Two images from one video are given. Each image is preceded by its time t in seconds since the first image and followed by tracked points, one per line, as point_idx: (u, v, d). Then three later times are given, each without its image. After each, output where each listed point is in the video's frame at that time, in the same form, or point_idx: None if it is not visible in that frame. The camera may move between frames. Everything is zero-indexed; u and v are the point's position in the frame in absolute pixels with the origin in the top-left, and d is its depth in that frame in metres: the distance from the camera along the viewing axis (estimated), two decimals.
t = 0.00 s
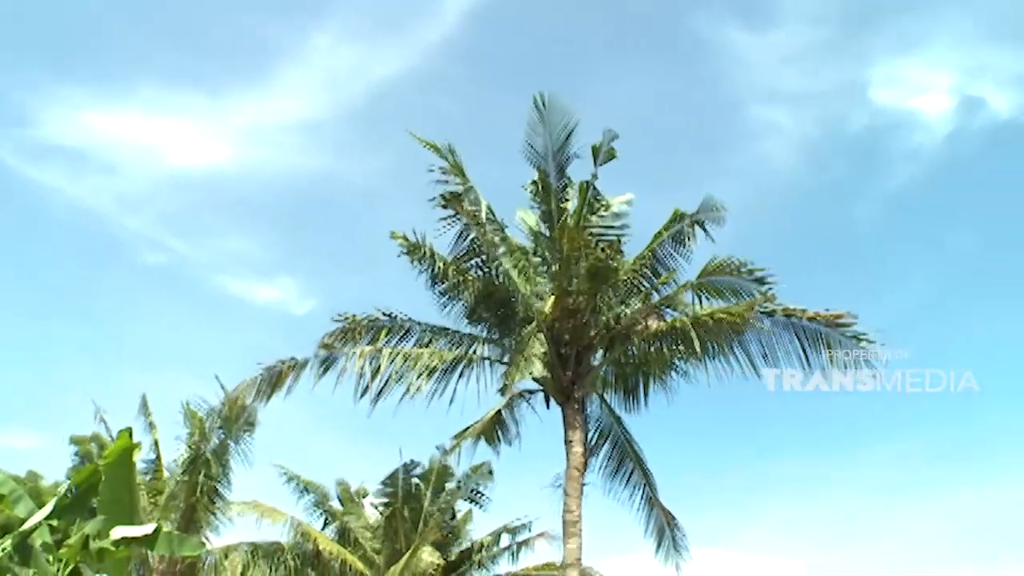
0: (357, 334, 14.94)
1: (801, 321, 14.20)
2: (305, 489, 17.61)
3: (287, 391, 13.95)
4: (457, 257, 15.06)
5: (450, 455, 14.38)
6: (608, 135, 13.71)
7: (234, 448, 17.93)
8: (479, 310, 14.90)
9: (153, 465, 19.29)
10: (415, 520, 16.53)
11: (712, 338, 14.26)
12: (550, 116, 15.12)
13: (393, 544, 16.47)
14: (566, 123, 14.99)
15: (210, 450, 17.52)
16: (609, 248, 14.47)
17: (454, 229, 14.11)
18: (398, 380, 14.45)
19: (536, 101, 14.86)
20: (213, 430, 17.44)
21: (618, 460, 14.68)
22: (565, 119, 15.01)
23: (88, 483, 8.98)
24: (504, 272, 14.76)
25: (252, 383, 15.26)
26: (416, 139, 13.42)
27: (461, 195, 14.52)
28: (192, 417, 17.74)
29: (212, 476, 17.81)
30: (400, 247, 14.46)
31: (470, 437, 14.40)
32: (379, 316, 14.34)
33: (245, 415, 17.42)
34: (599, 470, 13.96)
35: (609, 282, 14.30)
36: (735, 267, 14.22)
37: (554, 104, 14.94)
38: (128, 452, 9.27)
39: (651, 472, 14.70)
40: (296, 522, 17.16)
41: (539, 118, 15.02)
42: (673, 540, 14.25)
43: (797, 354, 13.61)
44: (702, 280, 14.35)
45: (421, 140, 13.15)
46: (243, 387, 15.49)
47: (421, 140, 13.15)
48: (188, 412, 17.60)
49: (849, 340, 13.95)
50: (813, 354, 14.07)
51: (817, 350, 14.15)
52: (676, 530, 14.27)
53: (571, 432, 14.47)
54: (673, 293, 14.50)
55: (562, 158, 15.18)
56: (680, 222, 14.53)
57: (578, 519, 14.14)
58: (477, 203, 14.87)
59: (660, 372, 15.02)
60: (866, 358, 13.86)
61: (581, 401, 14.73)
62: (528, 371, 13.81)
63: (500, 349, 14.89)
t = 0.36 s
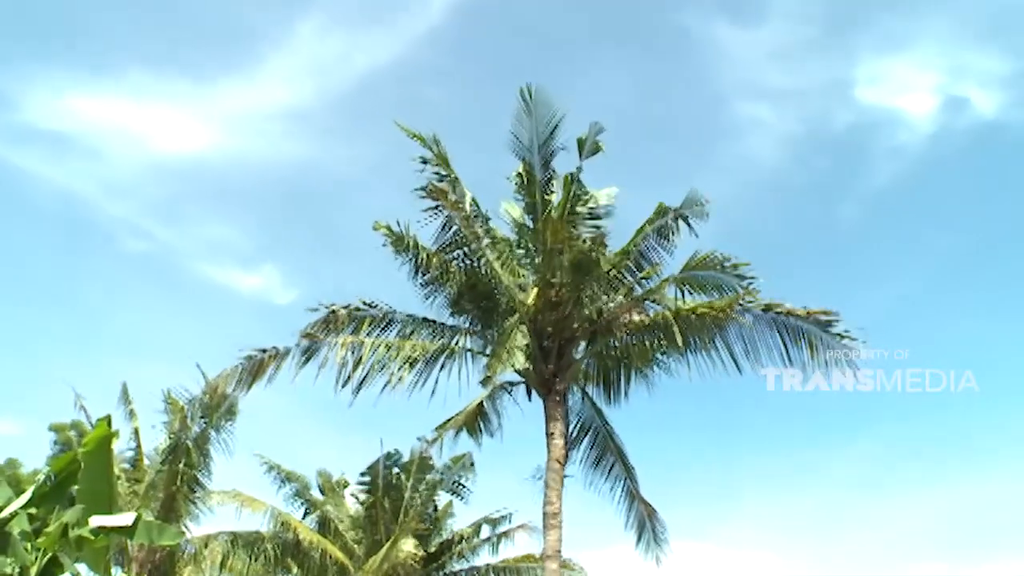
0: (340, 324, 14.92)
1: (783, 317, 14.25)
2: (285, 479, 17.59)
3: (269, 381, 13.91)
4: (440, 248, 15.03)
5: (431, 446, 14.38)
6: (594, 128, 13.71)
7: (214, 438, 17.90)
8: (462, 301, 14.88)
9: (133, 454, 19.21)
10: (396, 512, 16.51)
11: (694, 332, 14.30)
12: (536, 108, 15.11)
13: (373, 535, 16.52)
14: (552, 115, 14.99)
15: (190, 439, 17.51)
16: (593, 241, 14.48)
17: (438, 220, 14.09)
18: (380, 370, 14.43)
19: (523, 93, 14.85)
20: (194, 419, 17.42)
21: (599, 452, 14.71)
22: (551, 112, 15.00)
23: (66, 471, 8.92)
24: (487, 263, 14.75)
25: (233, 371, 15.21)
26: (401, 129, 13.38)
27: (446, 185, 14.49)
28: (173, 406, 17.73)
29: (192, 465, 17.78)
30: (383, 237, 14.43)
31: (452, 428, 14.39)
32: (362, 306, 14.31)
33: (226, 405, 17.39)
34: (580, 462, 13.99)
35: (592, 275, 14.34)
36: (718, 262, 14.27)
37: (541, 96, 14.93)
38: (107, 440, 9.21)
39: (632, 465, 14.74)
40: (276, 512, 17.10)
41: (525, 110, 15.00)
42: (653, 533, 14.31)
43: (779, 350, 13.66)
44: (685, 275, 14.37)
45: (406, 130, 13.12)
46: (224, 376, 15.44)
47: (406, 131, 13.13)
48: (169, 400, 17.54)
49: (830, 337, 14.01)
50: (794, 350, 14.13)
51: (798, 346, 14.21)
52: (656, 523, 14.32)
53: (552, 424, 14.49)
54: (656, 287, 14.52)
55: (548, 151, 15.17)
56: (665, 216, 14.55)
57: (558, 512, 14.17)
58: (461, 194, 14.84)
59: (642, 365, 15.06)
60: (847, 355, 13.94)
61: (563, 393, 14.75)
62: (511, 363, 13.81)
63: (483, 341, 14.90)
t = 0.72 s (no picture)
0: (325, 312, 14.92)
1: (767, 310, 14.31)
2: (268, 466, 17.56)
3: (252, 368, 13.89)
4: (426, 237, 15.02)
5: (415, 435, 14.39)
6: (581, 119, 13.71)
7: (197, 424, 17.85)
8: (447, 290, 14.88)
9: (116, 441, 19.13)
10: (378, 500, 16.51)
11: (678, 324, 14.34)
12: (523, 98, 15.09)
13: (355, 523, 16.54)
14: (540, 105, 14.98)
15: (173, 426, 17.45)
16: (579, 232, 14.54)
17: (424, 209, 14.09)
18: (364, 358, 14.43)
19: (511, 82, 14.83)
20: (176, 406, 17.36)
21: (582, 442, 14.74)
22: (539, 102, 14.99)
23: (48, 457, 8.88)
24: (472, 253, 14.76)
25: (217, 358, 15.18)
26: (388, 117, 13.35)
27: (432, 174, 14.47)
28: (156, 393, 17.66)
29: (175, 452, 17.72)
30: (368, 224, 14.42)
31: (436, 417, 14.40)
32: (347, 294, 14.30)
33: (210, 392, 17.33)
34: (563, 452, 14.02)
35: (577, 265, 14.37)
36: (704, 254, 14.33)
37: (529, 86, 14.91)
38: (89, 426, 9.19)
39: (615, 455, 14.78)
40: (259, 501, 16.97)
41: (512, 99, 14.98)
42: (636, 524, 14.36)
43: (762, 343, 13.72)
44: (670, 266, 14.42)
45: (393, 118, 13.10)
46: (208, 363, 15.40)
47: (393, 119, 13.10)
48: (152, 387, 17.47)
49: (813, 330, 14.09)
50: (778, 344, 14.19)
51: (782, 339, 14.28)
52: (639, 513, 14.38)
53: (536, 414, 14.51)
54: (641, 278, 14.56)
55: (534, 141, 15.16)
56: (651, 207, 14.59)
57: (541, 501, 14.21)
58: (447, 183, 14.82)
59: (626, 357, 15.09)
60: (830, 349, 14.01)
61: (547, 383, 14.77)
62: (495, 352, 13.83)
63: (467, 330, 14.91)
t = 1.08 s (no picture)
0: (311, 297, 14.90)
1: (753, 299, 14.35)
2: (253, 451, 17.54)
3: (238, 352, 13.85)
4: (412, 222, 15.00)
5: (400, 420, 14.39)
6: (569, 106, 13.68)
7: (182, 408, 17.80)
8: (433, 276, 14.88)
9: (99, 424, 19.06)
10: (363, 485, 16.53)
11: (664, 312, 14.36)
12: (512, 84, 15.06)
13: (340, 508, 16.54)
14: (528, 91, 14.95)
15: (157, 410, 17.40)
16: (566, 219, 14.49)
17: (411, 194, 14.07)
18: (350, 343, 14.41)
19: (501, 68, 14.79)
20: (161, 390, 17.30)
21: (567, 429, 14.77)
22: (528, 88, 14.96)
23: (31, 439, 8.83)
24: (459, 239, 14.76)
25: (201, 342, 15.13)
26: (376, 101, 13.30)
27: (420, 159, 14.44)
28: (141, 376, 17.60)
29: (159, 436, 17.67)
30: (355, 209, 14.40)
31: (421, 402, 14.40)
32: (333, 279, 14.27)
33: (194, 376, 17.29)
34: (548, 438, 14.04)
35: (564, 252, 14.34)
36: (690, 243, 14.36)
37: (518, 72, 14.88)
38: (74, 409, 9.14)
39: (599, 442, 14.81)
40: (243, 485, 16.94)
41: (502, 85, 14.95)
42: (619, 510, 14.42)
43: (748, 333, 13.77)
44: (656, 255, 14.43)
45: (381, 103, 13.06)
46: (193, 347, 15.35)
47: (380, 103, 13.06)
48: (137, 370, 17.42)
49: (798, 320, 14.14)
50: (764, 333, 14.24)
51: (767, 328, 14.33)
52: (622, 500, 14.43)
53: (521, 400, 14.51)
54: (627, 266, 14.58)
55: (523, 127, 15.14)
56: (638, 195, 14.58)
57: (524, 487, 14.25)
58: (435, 168, 14.78)
59: (611, 344, 15.11)
60: (815, 338, 14.06)
61: (532, 369, 14.77)
62: (481, 338, 13.83)
63: (453, 316, 14.90)
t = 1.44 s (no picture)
0: (299, 281, 14.87)
1: (741, 287, 14.37)
2: (240, 435, 17.52)
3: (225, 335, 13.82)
4: (401, 207, 14.97)
5: (387, 405, 14.38)
6: (559, 92, 13.66)
7: (169, 391, 17.76)
8: (421, 261, 14.88)
9: (86, 408, 19.00)
10: (350, 469, 16.53)
11: (652, 299, 14.37)
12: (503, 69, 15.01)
13: (327, 493, 16.50)
14: (519, 77, 14.90)
15: (144, 393, 17.36)
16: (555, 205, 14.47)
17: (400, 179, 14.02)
18: (338, 328, 14.39)
19: (492, 53, 14.74)
20: (148, 373, 17.26)
21: (554, 415, 14.78)
22: (519, 74, 14.91)
23: (15, 423, 8.73)
24: (448, 224, 14.74)
25: (189, 326, 15.09)
26: (365, 86, 13.25)
27: (409, 144, 14.39)
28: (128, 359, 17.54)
29: (146, 419, 17.63)
30: (343, 193, 14.37)
31: (408, 387, 14.40)
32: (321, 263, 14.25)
33: (181, 359, 17.24)
34: (535, 424, 14.07)
35: (553, 239, 14.34)
36: (679, 231, 14.36)
37: (509, 58, 14.82)
38: (60, 392, 9.03)
39: (586, 429, 14.83)
40: (230, 470, 16.92)
41: (492, 70, 14.90)
42: (605, 496, 14.47)
43: (735, 320, 13.78)
44: (645, 242, 14.44)
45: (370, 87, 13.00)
46: (180, 330, 15.30)
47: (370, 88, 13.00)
48: (123, 353, 17.35)
49: (786, 308, 14.16)
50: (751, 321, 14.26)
51: (755, 316, 14.35)
52: (608, 486, 14.47)
53: (509, 386, 14.52)
54: (616, 253, 14.57)
55: (513, 113, 15.10)
56: (628, 182, 14.55)
57: (511, 473, 14.29)
58: (424, 152, 14.73)
59: (599, 331, 15.12)
60: (802, 327, 14.09)
61: (519, 355, 14.77)
62: (469, 324, 13.82)
63: (441, 302, 14.89)
